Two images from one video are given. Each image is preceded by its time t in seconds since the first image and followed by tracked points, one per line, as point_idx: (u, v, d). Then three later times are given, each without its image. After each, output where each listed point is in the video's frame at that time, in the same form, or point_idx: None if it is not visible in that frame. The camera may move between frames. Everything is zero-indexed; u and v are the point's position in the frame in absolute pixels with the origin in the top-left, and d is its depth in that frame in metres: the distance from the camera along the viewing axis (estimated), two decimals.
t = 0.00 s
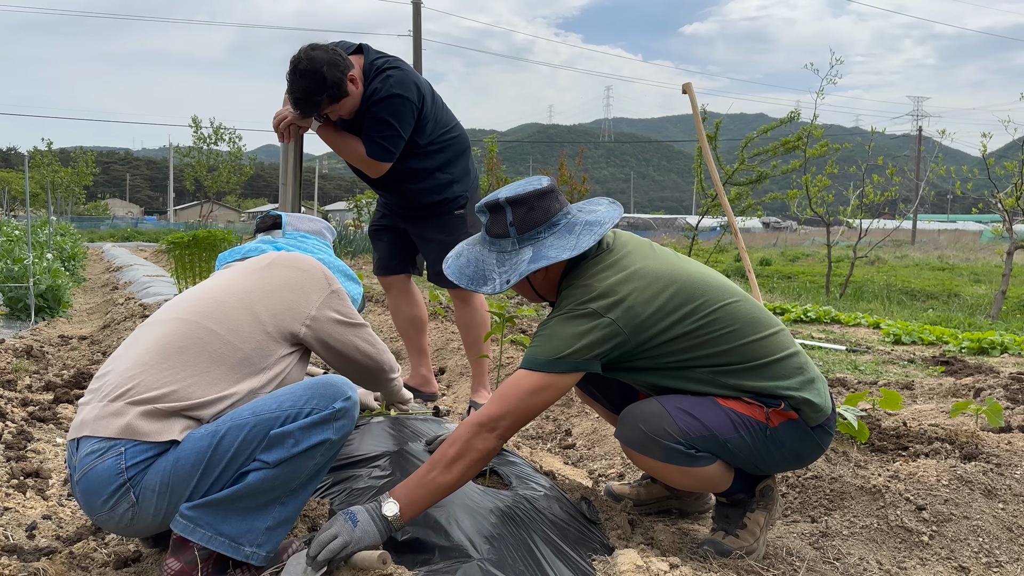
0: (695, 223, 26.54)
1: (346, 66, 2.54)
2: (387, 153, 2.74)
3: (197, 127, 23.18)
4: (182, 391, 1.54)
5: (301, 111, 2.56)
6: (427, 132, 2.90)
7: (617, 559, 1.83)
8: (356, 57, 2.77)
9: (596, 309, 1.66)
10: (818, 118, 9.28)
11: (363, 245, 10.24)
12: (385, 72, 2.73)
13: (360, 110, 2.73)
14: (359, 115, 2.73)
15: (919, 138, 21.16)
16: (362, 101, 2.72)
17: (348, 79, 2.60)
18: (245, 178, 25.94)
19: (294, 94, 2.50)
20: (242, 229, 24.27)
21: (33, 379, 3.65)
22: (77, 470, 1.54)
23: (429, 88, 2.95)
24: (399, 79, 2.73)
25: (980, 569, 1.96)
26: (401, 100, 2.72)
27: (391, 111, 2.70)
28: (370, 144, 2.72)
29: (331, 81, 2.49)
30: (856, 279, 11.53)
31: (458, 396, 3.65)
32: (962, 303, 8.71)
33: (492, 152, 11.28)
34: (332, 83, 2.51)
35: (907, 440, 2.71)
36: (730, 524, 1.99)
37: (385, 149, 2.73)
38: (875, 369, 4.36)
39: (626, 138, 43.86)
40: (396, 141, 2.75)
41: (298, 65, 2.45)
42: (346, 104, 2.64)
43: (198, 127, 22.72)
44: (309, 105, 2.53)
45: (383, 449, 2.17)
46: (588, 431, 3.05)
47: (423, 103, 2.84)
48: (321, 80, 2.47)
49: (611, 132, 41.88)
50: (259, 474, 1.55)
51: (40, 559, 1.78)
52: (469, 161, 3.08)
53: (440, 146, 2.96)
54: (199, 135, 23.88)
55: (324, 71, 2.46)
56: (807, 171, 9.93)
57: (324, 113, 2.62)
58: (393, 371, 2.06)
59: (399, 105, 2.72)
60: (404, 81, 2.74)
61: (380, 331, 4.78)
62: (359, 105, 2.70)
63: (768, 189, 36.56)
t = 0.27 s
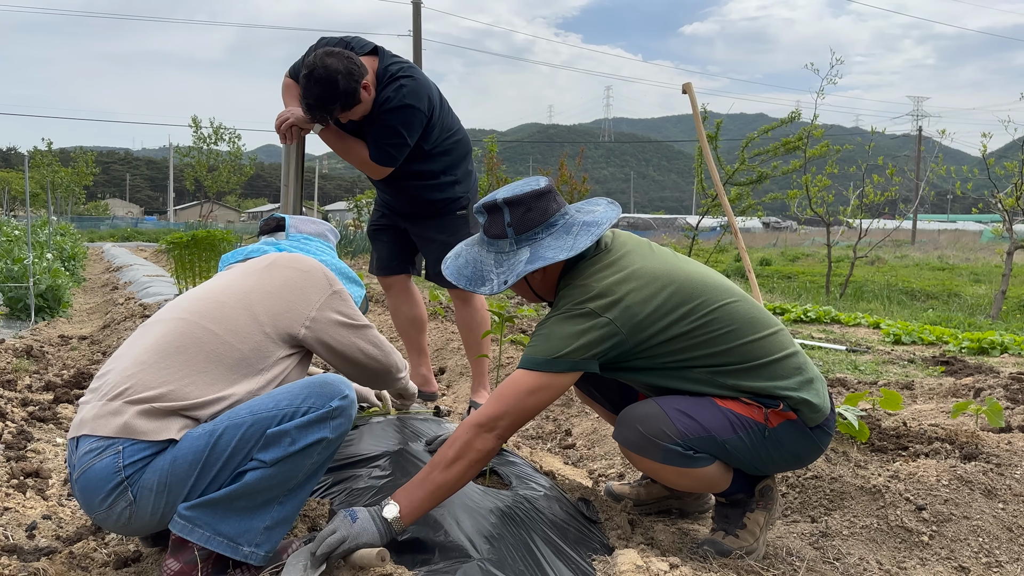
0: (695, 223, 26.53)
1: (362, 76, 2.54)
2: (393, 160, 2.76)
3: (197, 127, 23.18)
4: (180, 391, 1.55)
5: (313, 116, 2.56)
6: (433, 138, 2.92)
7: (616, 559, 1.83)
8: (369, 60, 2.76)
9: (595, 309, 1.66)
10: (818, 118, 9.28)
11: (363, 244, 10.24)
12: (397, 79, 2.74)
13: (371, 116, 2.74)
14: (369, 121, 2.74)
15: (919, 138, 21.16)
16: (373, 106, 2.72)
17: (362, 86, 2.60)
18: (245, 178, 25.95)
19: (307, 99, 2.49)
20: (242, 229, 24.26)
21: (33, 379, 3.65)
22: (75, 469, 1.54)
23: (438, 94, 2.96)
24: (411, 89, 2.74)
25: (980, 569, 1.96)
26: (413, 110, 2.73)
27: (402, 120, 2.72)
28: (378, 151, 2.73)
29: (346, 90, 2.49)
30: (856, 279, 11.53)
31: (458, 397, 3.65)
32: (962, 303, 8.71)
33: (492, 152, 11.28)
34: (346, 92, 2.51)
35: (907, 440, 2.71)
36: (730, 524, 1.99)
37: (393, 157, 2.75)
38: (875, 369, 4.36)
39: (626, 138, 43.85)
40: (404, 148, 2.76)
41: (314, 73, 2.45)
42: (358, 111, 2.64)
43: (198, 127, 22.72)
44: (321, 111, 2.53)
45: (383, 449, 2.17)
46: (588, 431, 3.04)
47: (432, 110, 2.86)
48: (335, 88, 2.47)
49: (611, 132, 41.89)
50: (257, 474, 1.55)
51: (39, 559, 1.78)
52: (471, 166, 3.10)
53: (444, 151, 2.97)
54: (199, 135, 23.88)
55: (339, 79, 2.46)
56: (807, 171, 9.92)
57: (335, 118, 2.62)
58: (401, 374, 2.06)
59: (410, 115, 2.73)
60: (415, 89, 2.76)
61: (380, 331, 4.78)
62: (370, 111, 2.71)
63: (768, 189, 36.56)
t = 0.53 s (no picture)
0: (695, 223, 26.53)
1: (376, 68, 2.55)
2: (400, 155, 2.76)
3: (197, 127, 23.17)
4: (182, 391, 1.54)
5: (324, 103, 2.58)
6: (442, 136, 2.92)
7: (617, 559, 1.83)
8: (384, 53, 2.77)
9: (601, 304, 1.66)
10: (818, 118, 9.28)
11: (362, 245, 10.24)
12: (411, 75, 2.74)
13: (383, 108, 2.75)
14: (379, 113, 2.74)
15: (918, 138, 21.17)
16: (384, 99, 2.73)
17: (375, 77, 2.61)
18: (245, 178, 25.94)
19: (319, 87, 2.51)
20: (242, 229, 24.26)
21: (33, 379, 3.65)
22: (76, 468, 1.54)
23: (452, 95, 2.98)
24: (424, 86, 2.75)
25: (980, 569, 1.96)
26: (424, 106, 2.73)
27: (411, 115, 2.72)
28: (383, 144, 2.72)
29: (358, 79, 2.50)
30: (856, 279, 11.53)
31: (458, 396, 3.65)
32: (962, 303, 8.71)
33: (492, 152, 11.28)
34: (359, 83, 2.52)
35: (907, 440, 2.71)
36: (729, 524, 1.99)
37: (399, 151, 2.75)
38: (875, 369, 4.36)
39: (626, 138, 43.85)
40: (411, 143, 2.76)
41: (328, 60, 2.46)
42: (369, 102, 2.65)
43: (198, 127, 22.72)
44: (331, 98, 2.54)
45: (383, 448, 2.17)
46: (588, 431, 3.04)
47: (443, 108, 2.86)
48: (348, 77, 2.48)
49: (611, 132, 41.89)
50: (258, 475, 1.55)
51: (39, 559, 1.78)
52: (477, 169, 3.09)
53: (452, 150, 2.97)
54: (199, 135, 23.87)
55: (352, 69, 2.48)
56: (807, 171, 9.92)
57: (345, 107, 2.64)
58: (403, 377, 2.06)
59: (420, 111, 2.73)
60: (428, 87, 2.76)
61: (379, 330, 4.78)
62: (381, 102, 2.72)
63: (768, 189, 36.55)
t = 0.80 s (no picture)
0: (695, 223, 26.54)
1: (380, 73, 2.56)
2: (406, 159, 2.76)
3: (197, 127, 23.17)
4: (182, 394, 1.54)
5: (330, 108, 2.60)
6: (451, 138, 2.92)
7: (616, 559, 1.83)
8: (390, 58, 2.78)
9: (618, 297, 1.65)
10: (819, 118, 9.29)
11: (363, 244, 10.25)
12: (416, 80, 2.75)
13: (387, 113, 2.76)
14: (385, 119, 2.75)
15: (918, 138, 21.16)
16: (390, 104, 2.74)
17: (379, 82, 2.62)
18: (245, 178, 25.95)
19: (324, 92, 2.53)
20: (242, 229, 24.26)
21: (33, 379, 3.65)
22: (75, 470, 1.54)
23: (460, 98, 2.98)
24: (430, 91, 2.75)
25: (980, 569, 1.96)
26: (429, 111, 2.74)
27: (416, 120, 2.72)
28: (389, 149, 2.73)
29: (362, 85, 2.51)
30: (856, 279, 11.53)
31: (458, 396, 3.65)
32: (962, 303, 8.70)
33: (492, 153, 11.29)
34: (363, 87, 2.53)
35: (907, 440, 2.71)
36: (729, 524, 2.00)
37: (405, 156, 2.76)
38: (875, 369, 4.36)
39: (626, 138, 43.85)
40: (417, 148, 2.76)
41: (332, 66, 2.47)
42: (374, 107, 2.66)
43: (198, 127, 22.71)
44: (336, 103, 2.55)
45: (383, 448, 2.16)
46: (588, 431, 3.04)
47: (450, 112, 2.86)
48: (352, 82, 2.49)
49: (611, 132, 41.90)
50: (257, 477, 1.55)
51: (39, 559, 1.78)
52: (485, 168, 3.10)
53: (460, 152, 2.98)
54: (199, 135, 23.88)
55: (356, 74, 2.49)
56: (807, 171, 9.92)
57: (350, 111, 2.65)
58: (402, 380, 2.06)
59: (426, 116, 2.74)
60: (434, 91, 2.77)
61: (380, 330, 4.78)
62: (387, 108, 2.73)
63: (768, 189, 36.55)
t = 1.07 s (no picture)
0: (695, 223, 26.53)
1: (382, 62, 2.59)
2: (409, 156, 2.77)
3: (197, 127, 23.18)
4: (177, 396, 1.54)
5: (334, 100, 2.62)
6: (454, 139, 2.94)
7: (617, 560, 1.85)
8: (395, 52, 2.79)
9: (649, 281, 1.70)
10: (818, 118, 9.29)
11: (362, 244, 10.25)
12: (420, 78, 2.77)
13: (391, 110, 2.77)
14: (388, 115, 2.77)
15: (918, 138, 21.16)
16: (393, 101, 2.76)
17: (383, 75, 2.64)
18: (245, 178, 25.96)
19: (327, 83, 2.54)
20: (242, 229, 24.26)
21: (33, 379, 3.65)
22: (73, 473, 1.54)
23: (463, 98, 2.99)
24: (434, 90, 2.77)
25: (980, 569, 1.96)
26: (433, 110, 2.75)
27: (419, 116, 2.74)
28: (391, 146, 2.73)
29: (365, 75, 2.54)
30: (856, 279, 11.53)
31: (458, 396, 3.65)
32: (962, 303, 8.70)
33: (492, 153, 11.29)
34: (365, 76, 2.55)
35: (907, 440, 2.71)
36: (730, 524, 2.00)
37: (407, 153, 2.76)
38: (875, 369, 4.36)
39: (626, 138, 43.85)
40: (421, 145, 2.77)
41: (336, 55, 2.50)
42: (377, 100, 2.68)
43: (198, 126, 22.69)
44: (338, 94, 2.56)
45: (383, 448, 2.15)
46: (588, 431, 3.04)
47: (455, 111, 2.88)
48: (354, 71, 2.52)
49: (611, 132, 41.90)
50: (254, 478, 1.55)
51: (40, 559, 1.78)
52: (489, 169, 3.11)
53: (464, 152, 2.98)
54: (199, 135, 23.88)
55: (358, 62, 2.51)
56: (807, 171, 9.92)
57: (355, 103, 2.66)
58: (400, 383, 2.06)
59: (429, 114, 2.75)
60: (438, 91, 2.79)
61: (380, 330, 4.77)
62: (391, 106, 2.75)
63: (768, 189, 36.55)
